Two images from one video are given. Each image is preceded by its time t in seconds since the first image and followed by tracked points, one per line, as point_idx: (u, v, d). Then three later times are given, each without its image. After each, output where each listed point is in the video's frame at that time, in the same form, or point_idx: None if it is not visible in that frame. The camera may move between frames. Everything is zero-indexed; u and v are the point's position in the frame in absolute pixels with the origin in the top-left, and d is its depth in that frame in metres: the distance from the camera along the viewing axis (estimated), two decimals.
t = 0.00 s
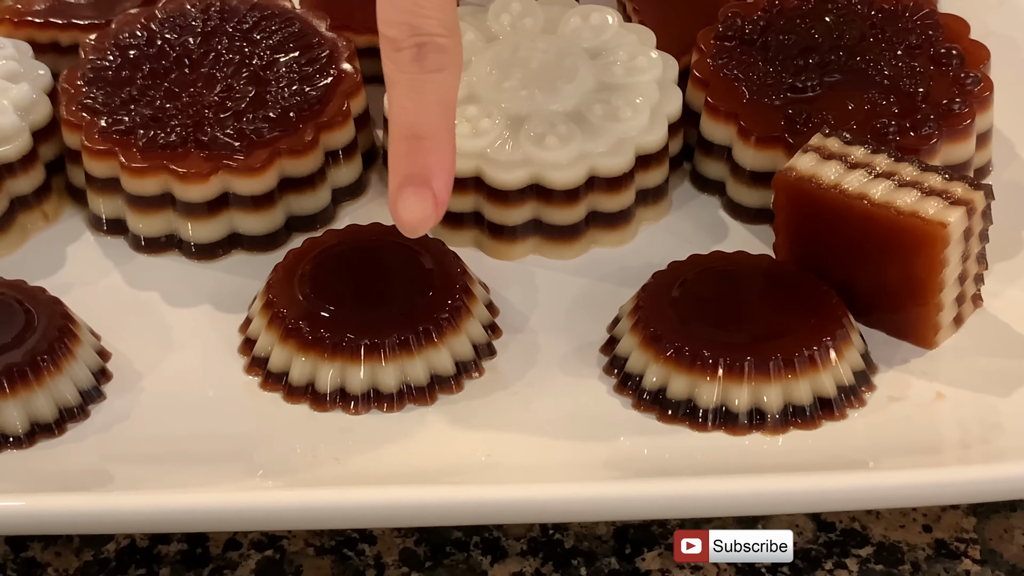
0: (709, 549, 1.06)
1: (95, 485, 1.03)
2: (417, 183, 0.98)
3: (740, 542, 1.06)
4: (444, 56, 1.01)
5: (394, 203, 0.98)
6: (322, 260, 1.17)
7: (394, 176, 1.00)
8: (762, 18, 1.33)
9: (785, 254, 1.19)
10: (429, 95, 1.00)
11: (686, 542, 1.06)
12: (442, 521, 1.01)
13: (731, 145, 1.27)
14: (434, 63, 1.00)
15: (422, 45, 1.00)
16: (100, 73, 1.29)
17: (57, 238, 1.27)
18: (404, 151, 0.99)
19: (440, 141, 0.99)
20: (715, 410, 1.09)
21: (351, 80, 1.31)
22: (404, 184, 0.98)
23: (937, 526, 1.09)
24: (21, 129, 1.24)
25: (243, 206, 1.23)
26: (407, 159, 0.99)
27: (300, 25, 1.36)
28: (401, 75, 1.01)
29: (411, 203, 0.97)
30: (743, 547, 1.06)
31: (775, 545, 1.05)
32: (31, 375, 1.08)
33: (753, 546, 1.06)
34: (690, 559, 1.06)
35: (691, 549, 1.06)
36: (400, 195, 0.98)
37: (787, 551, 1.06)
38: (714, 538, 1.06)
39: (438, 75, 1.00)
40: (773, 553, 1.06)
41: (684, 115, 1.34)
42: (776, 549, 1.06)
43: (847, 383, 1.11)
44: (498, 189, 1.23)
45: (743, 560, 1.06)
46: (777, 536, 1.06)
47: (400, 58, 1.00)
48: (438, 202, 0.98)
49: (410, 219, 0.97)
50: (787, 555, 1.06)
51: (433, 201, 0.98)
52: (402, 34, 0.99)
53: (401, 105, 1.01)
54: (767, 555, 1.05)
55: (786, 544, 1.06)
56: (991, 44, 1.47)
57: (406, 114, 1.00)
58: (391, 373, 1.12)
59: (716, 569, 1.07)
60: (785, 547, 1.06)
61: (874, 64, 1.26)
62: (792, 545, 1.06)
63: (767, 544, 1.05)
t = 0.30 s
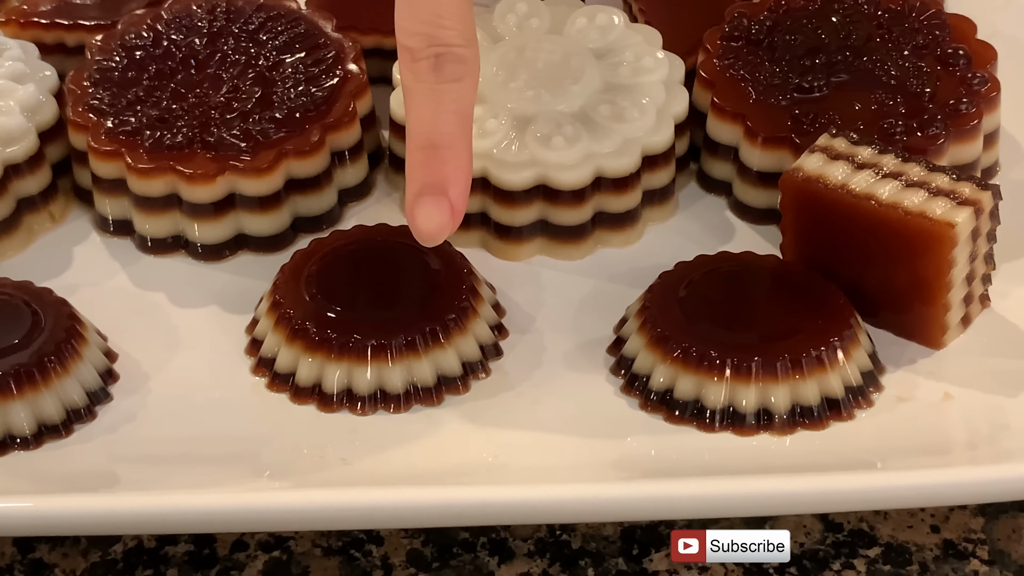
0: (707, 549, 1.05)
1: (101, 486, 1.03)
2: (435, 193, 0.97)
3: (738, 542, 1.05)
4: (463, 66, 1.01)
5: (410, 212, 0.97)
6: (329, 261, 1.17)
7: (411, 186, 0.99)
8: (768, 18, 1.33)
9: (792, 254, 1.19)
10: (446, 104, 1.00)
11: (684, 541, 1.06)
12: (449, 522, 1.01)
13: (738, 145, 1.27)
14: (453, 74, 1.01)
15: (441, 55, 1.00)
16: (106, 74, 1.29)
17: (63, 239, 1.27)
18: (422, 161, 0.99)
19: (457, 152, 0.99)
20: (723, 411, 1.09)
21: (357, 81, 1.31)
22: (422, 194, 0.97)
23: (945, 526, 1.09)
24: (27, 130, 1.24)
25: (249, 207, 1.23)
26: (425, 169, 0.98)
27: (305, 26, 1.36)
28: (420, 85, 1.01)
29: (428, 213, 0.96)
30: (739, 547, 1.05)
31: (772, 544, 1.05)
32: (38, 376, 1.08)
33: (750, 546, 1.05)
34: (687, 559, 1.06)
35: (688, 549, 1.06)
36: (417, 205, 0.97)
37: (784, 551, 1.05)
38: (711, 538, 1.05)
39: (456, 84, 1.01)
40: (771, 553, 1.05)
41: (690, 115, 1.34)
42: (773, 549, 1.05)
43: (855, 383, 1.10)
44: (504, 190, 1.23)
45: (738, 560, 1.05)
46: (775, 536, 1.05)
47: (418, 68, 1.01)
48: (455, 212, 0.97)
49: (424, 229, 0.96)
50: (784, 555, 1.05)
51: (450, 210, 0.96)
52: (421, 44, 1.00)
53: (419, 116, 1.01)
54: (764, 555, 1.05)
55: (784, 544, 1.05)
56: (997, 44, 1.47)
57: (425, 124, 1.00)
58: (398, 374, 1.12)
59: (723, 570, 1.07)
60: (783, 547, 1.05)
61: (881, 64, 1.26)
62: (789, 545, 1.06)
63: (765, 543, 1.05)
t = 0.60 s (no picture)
0: (703, 549, 1.05)
1: (109, 483, 1.03)
2: (449, 175, 0.99)
3: (734, 542, 1.04)
4: (476, 49, 1.01)
5: (426, 195, 0.99)
6: (337, 258, 1.17)
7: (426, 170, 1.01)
8: (778, 13, 1.32)
9: (803, 250, 1.18)
10: (459, 88, 1.00)
11: (680, 542, 1.05)
12: (458, 519, 1.01)
13: (747, 141, 1.26)
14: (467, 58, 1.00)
15: (454, 38, 1.00)
16: (113, 70, 1.29)
17: (70, 236, 1.27)
18: (436, 144, 1.00)
19: (471, 135, 1.00)
20: (733, 407, 1.09)
21: (364, 77, 1.30)
22: (437, 177, 0.99)
23: (957, 524, 1.08)
24: (35, 127, 1.24)
25: (257, 204, 1.23)
26: (439, 153, 1.00)
27: (312, 22, 1.36)
28: (434, 70, 1.00)
29: (443, 197, 0.98)
30: (737, 547, 1.04)
31: (769, 545, 1.04)
32: (45, 374, 1.08)
33: (746, 546, 1.04)
34: (684, 558, 1.05)
35: (684, 549, 1.05)
36: (432, 188, 0.99)
37: (781, 551, 1.04)
38: (708, 538, 1.05)
39: (468, 66, 1.00)
40: (768, 552, 1.04)
41: (700, 111, 1.33)
42: (770, 550, 1.04)
43: (865, 380, 1.10)
44: (512, 186, 1.22)
45: (735, 560, 1.05)
46: (772, 535, 1.04)
47: (431, 51, 1.00)
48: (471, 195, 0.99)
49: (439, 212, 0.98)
50: (781, 554, 1.04)
51: (466, 194, 0.99)
52: (434, 27, 1.00)
53: (432, 100, 1.01)
54: (761, 555, 1.04)
55: (781, 544, 1.04)
56: (1007, 40, 1.46)
57: (438, 109, 1.00)
58: (406, 371, 1.11)
59: (733, 567, 1.06)
60: (780, 546, 1.05)
61: (891, 59, 1.25)
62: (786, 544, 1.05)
63: (761, 544, 1.04)
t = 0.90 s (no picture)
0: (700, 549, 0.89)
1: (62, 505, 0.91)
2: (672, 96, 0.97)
3: (732, 542, 0.89)
4: None
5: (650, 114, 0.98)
6: (320, 252, 1.04)
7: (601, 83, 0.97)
8: None
9: (840, 244, 1.06)
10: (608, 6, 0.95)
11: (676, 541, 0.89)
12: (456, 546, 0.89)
13: (780, 122, 1.14)
14: None
15: None
16: (69, 42, 1.16)
17: (20, 227, 1.14)
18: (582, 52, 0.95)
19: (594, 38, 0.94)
20: (764, 420, 0.97)
21: (350, 49, 1.18)
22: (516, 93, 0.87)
23: (1014, 550, 0.97)
24: None
25: (230, 191, 1.11)
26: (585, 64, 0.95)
27: None
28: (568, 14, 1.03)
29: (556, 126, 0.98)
30: (733, 547, 0.90)
31: (767, 544, 0.89)
32: None
33: (744, 546, 0.90)
34: (681, 559, 0.90)
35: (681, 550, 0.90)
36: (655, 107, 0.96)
37: (780, 551, 0.89)
38: (705, 538, 0.89)
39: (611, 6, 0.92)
40: (767, 552, 0.90)
41: (725, 90, 1.21)
42: (768, 550, 0.89)
43: (912, 389, 0.98)
44: (516, 171, 1.10)
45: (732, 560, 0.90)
46: (769, 536, 0.89)
47: None
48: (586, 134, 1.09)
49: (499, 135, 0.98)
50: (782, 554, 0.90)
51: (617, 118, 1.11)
52: None
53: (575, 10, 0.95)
54: (759, 556, 0.90)
55: (779, 544, 0.89)
56: None
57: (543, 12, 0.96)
58: (397, 379, 0.99)
59: None
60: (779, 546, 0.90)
61: (941, 30, 1.14)
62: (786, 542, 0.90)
63: (759, 544, 0.89)
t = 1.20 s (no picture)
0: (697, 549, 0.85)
1: (44, 512, 0.87)
2: (845, 38, 0.78)
3: (729, 542, 0.85)
4: None
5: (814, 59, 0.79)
6: (313, 249, 1.00)
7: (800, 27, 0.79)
8: None
9: (852, 241, 1.03)
10: None
11: (673, 541, 0.85)
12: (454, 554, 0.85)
13: (790, 113, 1.11)
14: None
15: None
16: (52, 29, 1.12)
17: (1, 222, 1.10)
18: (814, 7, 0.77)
19: None
20: (774, 423, 0.93)
21: (343, 38, 1.14)
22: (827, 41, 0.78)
23: None
24: None
25: (219, 185, 1.07)
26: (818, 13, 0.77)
27: None
28: None
29: (842, 68, 0.78)
30: (729, 547, 0.85)
31: (763, 544, 0.85)
32: None
33: (740, 546, 0.85)
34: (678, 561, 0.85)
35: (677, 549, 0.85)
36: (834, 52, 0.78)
37: (777, 551, 0.85)
38: (701, 537, 0.84)
39: None
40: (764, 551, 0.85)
41: (733, 81, 1.18)
42: (765, 550, 0.85)
43: (928, 392, 0.95)
44: (517, 164, 1.06)
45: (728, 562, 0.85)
46: (766, 535, 0.85)
47: None
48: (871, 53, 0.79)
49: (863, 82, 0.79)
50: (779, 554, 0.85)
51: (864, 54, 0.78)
52: None
53: None
54: (756, 557, 0.85)
55: (776, 544, 0.85)
56: None
57: None
58: (393, 380, 0.96)
59: None
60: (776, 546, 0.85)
61: (958, 17, 1.10)
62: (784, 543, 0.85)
63: (754, 544, 0.85)
